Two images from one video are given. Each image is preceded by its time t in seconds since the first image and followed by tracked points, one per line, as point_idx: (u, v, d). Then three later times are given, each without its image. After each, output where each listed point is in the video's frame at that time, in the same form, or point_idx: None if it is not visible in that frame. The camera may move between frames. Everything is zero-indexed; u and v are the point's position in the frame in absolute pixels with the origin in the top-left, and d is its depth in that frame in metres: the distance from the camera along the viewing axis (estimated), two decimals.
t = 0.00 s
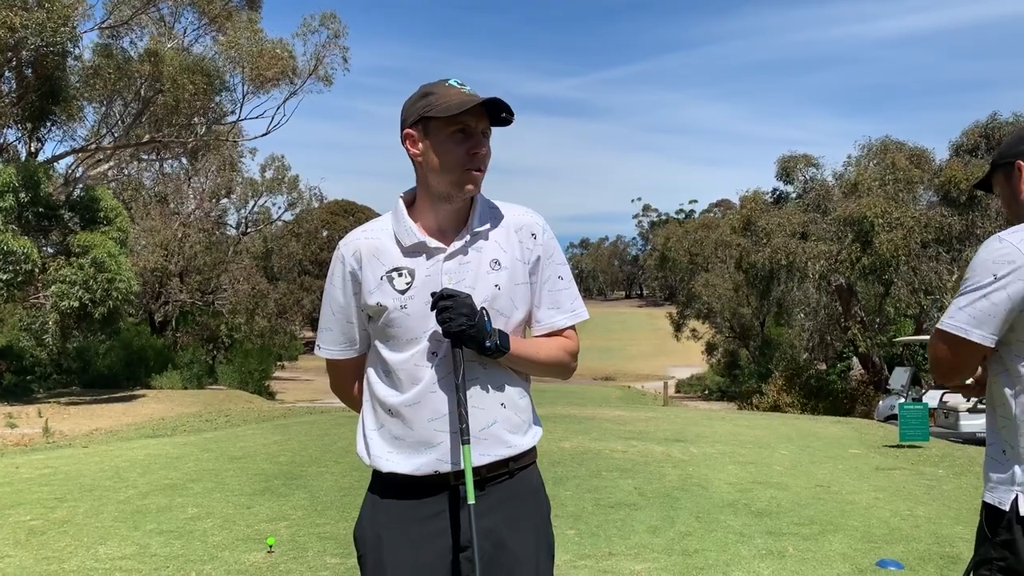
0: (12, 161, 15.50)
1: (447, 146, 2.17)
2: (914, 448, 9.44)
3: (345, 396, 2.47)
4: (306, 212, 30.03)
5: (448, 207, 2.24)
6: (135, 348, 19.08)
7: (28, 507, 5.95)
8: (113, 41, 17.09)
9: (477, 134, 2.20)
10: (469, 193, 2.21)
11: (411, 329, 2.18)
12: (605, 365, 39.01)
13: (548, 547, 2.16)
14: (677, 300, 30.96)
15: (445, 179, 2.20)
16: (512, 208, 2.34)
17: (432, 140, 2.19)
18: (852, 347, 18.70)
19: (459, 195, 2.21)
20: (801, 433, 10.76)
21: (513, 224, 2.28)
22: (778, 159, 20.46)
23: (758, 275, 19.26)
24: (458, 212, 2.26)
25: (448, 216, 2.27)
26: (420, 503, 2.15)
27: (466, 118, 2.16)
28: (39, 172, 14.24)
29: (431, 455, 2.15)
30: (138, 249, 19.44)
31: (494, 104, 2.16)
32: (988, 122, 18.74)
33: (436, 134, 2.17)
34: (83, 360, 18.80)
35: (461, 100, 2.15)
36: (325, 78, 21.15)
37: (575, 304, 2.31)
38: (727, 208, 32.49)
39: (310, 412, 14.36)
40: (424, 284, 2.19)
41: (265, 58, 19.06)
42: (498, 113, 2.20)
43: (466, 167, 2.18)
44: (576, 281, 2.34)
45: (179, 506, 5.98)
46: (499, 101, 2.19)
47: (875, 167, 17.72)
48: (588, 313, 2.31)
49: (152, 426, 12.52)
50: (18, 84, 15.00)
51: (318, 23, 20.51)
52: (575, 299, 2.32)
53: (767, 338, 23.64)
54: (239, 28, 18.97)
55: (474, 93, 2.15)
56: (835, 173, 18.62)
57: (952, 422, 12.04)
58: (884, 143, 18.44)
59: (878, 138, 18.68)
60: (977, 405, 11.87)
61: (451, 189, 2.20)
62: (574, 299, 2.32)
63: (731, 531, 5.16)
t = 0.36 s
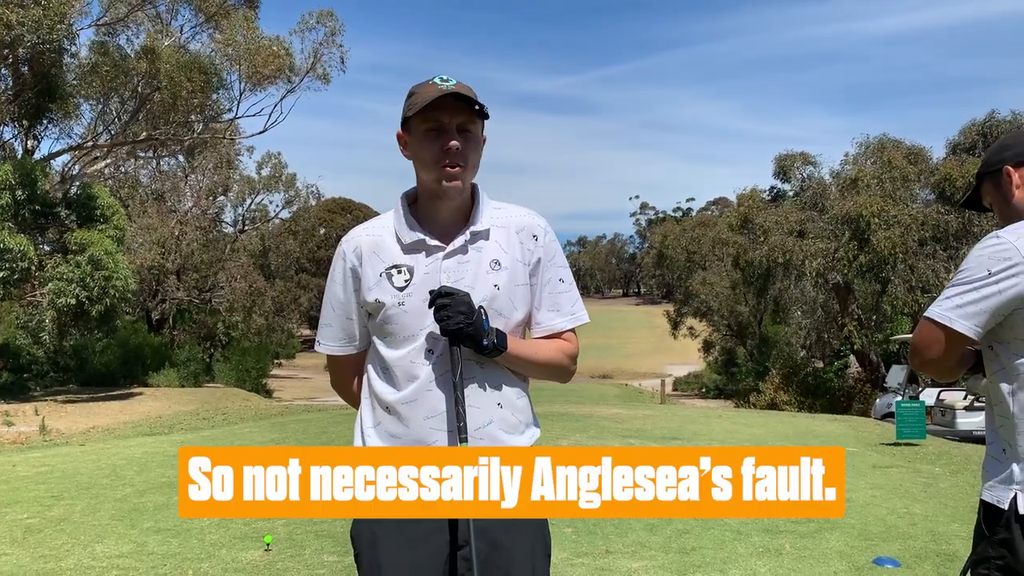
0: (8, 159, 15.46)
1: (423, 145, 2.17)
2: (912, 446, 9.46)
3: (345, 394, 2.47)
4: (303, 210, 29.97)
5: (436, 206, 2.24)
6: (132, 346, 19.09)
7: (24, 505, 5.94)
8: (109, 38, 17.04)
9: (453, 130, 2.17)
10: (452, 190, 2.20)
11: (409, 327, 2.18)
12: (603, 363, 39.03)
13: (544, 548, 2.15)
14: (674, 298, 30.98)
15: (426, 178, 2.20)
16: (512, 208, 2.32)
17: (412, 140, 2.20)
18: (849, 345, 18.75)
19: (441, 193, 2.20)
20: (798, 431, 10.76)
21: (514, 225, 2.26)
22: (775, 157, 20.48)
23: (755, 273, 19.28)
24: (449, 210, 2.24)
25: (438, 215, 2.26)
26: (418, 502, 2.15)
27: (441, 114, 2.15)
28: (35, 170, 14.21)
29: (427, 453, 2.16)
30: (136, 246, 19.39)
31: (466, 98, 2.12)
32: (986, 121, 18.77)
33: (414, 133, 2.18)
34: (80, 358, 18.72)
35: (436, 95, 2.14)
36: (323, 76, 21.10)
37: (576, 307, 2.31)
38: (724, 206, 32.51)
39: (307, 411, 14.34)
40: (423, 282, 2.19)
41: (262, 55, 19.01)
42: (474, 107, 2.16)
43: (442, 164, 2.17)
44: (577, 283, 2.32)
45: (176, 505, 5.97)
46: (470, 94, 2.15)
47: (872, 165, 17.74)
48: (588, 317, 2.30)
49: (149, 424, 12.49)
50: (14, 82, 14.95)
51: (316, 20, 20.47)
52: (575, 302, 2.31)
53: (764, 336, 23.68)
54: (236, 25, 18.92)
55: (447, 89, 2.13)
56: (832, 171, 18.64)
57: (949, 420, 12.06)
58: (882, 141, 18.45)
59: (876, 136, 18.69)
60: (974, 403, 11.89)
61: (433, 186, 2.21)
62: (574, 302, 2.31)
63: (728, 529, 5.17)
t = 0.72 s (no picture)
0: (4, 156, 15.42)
1: (414, 144, 2.18)
2: (908, 444, 9.48)
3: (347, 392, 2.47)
4: (300, 207, 29.93)
5: (432, 206, 2.23)
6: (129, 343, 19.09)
7: (21, 503, 5.93)
8: (105, 35, 16.97)
9: (444, 128, 2.17)
10: (445, 189, 2.19)
11: (405, 325, 2.17)
12: (599, 361, 39.07)
13: (540, 549, 2.15)
14: (671, 296, 30.99)
15: (420, 179, 2.20)
16: (514, 208, 2.31)
17: (405, 141, 2.21)
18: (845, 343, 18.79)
19: (434, 192, 2.19)
20: (794, 429, 10.78)
21: (513, 225, 2.26)
22: (773, 154, 20.50)
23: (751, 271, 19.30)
24: (446, 210, 2.23)
25: (435, 215, 2.25)
26: (416, 501, 2.15)
27: (430, 113, 2.15)
28: (32, 168, 14.18)
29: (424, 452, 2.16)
30: (132, 244, 19.35)
31: (454, 95, 2.11)
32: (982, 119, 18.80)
33: (407, 133, 2.19)
34: (76, 355, 18.65)
35: (425, 95, 2.14)
36: (320, 74, 21.06)
37: (576, 308, 2.30)
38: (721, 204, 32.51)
39: (304, 408, 14.32)
40: (420, 280, 2.19)
41: (259, 53, 18.97)
42: (465, 105, 2.15)
43: (433, 164, 2.16)
44: (577, 284, 2.31)
45: (173, 502, 5.97)
46: (457, 91, 2.13)
47: (870, 164, 17.75)
48: (588, 318, 2.29)
49: (146, 421, 12.48)
50: (10, 79, 14.88)
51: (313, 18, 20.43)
52: (575, 303, 2.30)
53: (761, 333, 23.69)
54: (233, 22, 18.89)
55: (435, 88, 2.12)
56: (829, 169, 18.66)
57: (945, 418, 12.11)
58: (879, 139, 18.46)
59: (873, 134, 18.70)
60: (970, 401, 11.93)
61: (426, 186, 2.20)
62: (574, 303, 2.30)
63: (725, 526, 5.18)
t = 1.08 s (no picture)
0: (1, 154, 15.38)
1: (413, 144, 2.18)
2: (905, 442, 9.50)
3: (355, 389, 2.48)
4: (297, 205, 29.90)
5: (435, 206, 2.23)
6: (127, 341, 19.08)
7: (19, 502, 5.92)
8: (102, 33, 16.88)
9: (441, 128, 2.16)
10: (444, 188, 2.18)
11: (408, 324, 2.18)
12: (597, 359, 39.08)
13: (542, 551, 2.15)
14: (669, 294, 30.98)
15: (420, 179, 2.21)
16: (519, 208, 2.30)
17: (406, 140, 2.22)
18: (842, 341, 18.81)
19: (434, 192, 2.19)
20: (792, 427, 10.80)
21: (517, 225, 2.25)
22: (771, 152, 20.50)
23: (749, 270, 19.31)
24: (448, 210, 2.23)
25: (438, 214, 2.25)
26: (417, 501, 2.15)
27: (427, 114, 2.15)
28: (28, 165, 14.14)
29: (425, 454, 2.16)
30: (129, 242, 19.32)
31: (450, 96, 2.10)
32: (980, 117, 18.82)
33: (408, 133, 2.20)
34: (74, 353, 18.62)
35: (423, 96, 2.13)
36: (318, 73, 21.01)
37: (582, 309, 2.28)
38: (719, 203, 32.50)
39: (301, 406, 14.29)
40: (423, 281, 2.19)
41: (256, 51, 18.94)
42: (459, 106, 2.14)
43: (430, 164, 2.16)
44: (583, 284, 2.29)
45: (171, 501, 5.96)
46: (453, 91, 2.12)
47: (867, 162, 17.76)
48: (593, 319, 2.27)
49: (144, 419, 12.47)
50: (7, 76, 14.81)
51: (310, 16, 20.38)
52: (581, 303, 2.28)
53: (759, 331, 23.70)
54: (230, 20, 18.87)
55: (432, 88, 2.12)
56: (827, 167, 18.67)
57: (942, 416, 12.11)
58: (877, 137, 18.47)
59: (871, 133, 18.71)
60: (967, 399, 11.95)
61: (426, 187, 2.20)
62: (580, 305, 2.28)
63: (723, 525, 5.18)
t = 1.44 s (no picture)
0: None
1: (409, 141, 2.19)
2: (902, 440, 9.52)
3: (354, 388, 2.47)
4: (295, 203, 29.88)
5: (433, 203, 2.23)
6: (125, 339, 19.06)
7: (16, 500, 5.92)
8: (100, 31, 16.83)
9: (437, 125, 2.16)
10: (441, 184, 2.18)
11: (408, 322, 2.17)
12: (594, 357, 39.11)
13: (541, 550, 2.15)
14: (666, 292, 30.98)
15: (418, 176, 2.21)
16: (518, 205, 2.29)
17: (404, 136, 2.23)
18: (840, 339, 18.83)
19: (432, 189, 2.19)
20: (789, 425, 10.81)
21: (516, 223, 2.24)
22: (768, 151, 20.50)
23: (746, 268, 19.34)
24: (447, 208, 2.23)
25: (436, 211, 2.25)
26: (417, 501, 2.15)
27: (423, 111, 2.15)
28: (25, 163, 14.14)
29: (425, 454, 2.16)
30: (127, 240, 19.33)
31: (445, 92, 2.10)
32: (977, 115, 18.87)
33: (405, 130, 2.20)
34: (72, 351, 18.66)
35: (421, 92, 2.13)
36: (316, 71, 21.00)
37: (580, 306, 2.28)
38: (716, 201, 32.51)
39: (299, 404, 14.28)
40: (423, 278, 2.19)
41: (255, 49, 18.95)
42: (455, 104, 2.14)
43: (427, 161, 2.16)
44: (581, 282, 2.30)
45: (169, 499, 5.96)
46: (446, 87, 2.12)
47: (865, 160, 17.78)
48: (592, 317, 2.27)
49: (141, 418, 12.46)
50: (4, 74, 14.78)
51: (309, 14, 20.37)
52: (580, 301, 2.28)
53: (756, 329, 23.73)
54: (229, 18, 18.85)
55: (430, 85, 2.12)
56: (824, 165, 18.70)
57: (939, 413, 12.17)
58: (874, 135, 18.50)
59: (868, 131, 18.74)
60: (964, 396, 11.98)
61: (424, 185, 2.21)
62: (581, 302, 2.28)
63: (720, 522, 5.19)
